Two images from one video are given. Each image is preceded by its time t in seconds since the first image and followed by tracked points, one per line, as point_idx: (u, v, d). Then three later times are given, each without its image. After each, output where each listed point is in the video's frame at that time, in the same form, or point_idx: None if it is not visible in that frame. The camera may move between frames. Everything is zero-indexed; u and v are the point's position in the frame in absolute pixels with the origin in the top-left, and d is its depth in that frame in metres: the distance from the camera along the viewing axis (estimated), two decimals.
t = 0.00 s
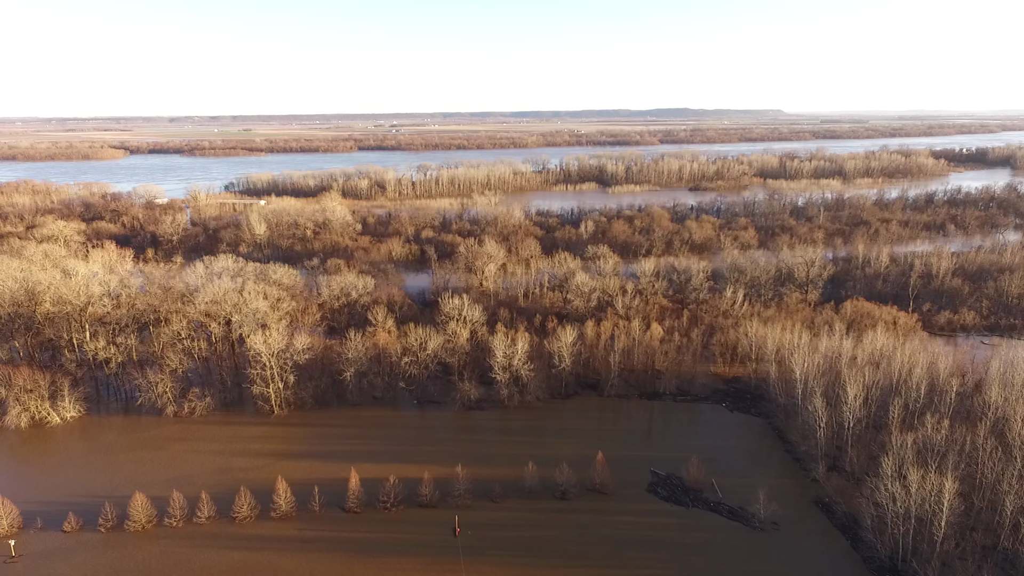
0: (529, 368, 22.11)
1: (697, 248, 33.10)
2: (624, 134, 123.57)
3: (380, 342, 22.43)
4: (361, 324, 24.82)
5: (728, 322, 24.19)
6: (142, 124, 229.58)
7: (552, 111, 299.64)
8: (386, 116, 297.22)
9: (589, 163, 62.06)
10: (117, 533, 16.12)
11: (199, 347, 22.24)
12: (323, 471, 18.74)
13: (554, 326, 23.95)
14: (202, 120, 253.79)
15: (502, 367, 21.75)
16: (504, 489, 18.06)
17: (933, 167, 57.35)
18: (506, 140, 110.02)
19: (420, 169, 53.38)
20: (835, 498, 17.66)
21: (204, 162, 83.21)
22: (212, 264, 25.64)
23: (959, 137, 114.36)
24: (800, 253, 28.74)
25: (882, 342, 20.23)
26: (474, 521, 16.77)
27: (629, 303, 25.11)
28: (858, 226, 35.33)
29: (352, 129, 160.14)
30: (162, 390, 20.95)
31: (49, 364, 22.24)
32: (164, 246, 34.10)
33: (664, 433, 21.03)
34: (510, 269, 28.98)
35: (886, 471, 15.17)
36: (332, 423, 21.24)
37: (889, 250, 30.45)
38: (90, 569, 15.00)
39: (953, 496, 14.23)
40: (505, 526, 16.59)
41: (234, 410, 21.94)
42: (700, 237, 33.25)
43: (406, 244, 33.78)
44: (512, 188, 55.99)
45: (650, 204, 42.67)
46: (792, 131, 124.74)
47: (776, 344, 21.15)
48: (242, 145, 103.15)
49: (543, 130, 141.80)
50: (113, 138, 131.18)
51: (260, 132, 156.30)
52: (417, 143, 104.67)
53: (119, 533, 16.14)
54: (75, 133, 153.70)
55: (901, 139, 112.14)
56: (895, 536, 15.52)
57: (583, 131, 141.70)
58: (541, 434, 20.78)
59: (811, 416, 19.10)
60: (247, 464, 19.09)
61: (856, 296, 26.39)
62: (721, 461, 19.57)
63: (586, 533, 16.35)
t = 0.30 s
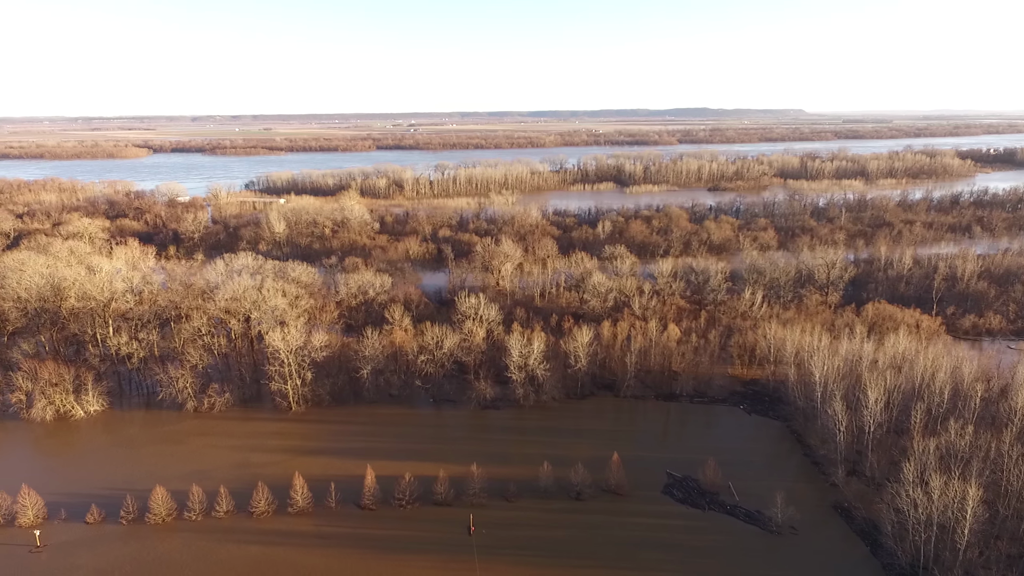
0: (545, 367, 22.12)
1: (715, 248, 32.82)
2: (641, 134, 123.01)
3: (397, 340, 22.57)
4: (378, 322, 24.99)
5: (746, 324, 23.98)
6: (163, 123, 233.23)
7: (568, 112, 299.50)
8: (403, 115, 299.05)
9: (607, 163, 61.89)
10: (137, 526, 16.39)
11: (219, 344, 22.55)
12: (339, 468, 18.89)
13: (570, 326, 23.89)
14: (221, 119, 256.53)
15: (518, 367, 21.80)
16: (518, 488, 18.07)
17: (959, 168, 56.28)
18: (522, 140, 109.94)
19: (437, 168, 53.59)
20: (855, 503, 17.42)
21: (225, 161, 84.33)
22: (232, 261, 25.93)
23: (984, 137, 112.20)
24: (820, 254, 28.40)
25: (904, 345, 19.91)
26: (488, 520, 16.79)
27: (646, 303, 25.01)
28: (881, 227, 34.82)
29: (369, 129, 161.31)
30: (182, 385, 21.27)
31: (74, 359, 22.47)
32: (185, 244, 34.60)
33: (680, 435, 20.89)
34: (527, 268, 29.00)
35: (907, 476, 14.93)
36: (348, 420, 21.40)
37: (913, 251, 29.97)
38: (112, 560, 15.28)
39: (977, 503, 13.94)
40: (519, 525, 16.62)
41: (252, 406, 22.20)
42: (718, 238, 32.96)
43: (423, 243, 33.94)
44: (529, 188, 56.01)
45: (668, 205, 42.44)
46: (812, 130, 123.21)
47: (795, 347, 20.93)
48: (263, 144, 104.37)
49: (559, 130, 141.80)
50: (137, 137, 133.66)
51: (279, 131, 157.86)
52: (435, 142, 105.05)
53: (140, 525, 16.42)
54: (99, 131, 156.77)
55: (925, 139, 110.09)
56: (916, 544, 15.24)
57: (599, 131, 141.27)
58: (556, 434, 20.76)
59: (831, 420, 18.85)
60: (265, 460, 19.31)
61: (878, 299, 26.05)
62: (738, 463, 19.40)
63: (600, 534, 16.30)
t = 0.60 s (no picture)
0: (562, 368, 22.10)
1: (736, 249, 32.50)
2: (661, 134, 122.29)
3: (415, 339, 22.70)
4: (396, 320, 25.16)
5: (767, 326, 23.73)
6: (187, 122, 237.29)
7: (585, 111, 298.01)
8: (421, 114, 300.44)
9: (627, 163, 61.66)
10: (160, 518, 16.67)
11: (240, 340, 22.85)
12: (357, 465, 19.04)
13: (587, 327, 23.83)
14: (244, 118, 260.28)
15: (535, 367, 21.81)
16: (534, 488, 18.06)
17: (989, 169, 55.07)
18: (541, 140, 109.85)
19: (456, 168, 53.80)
20: (877, 509, 17.13)
21: (247, 160, 85.51)
22: (254, 259, 26.27)
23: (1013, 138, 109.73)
24: (844, 256, 28.01)
25: (929, 350, 19.54)
26: (504, 520, 16.81)
27: (665, 304, 24.87)
28: (906, 229, 34.26)
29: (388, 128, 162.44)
30: (204, 381, 21.60)
31: (99, 353, 22.88)
32: (208, 241, 35.10)
33: (698, 438, 20.74)
34: (545, 268, 29.01)
35: (931, 483, 14.65)
36: (366, 418, 21.55)
37: (939, 254, 29.43)
38: (135, 551, 15.56)
39: (1005, 512, 13.63)
40: (535, 525, 16.61)
41: (272, 402, 22.47)
42: (739, 239, 32.62)
43: (442, 242, 34.09)
44: (548, 188, 56.00)
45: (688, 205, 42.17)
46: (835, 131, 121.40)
47: (816, 350, 20.67)
48: (284, 143, 105.58)
49: (579, 130, 141.75)
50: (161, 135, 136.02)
51: (301, 131, 160.41)
52: (454, 142, 105.46)
53: (162, 517, 16.70)
54: (124, 130, 159.75)
55: (951, 140, 107.75)
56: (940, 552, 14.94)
57: (618, 130, 140.89)
58: (573, 434, 20.71)
59: (853, 425, 18.57)
60: (284, 455, 19.53)
61: (902, 302, 25.68)
62: (757, 467, 19.19)
63: (616, 536, 16.23)
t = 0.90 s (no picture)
0: (581, 368, 22.05)
1: (758, 251, 32.16)
2: (682, 133, 121.40)
3: (434, 337, 22.80)
4: (416, 319, 25.31)
5: (789, 328, 23.45)
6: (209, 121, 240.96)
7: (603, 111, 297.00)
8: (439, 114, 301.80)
9: (648, 163, 61.33)
10: (182, 511, 16.96)
11: (262, 337, 23.16)
12: (376, 462, 19.18)
13: (606, 327, 23.74)
14: (265, 118, 263.29)
15: (553, 367, 21.80)
16: (551, 488, 18.04)
17: (1021, 170, 53.69)
18: (563, 139, 109.12)
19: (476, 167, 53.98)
20: (901, 517, 16.81)
21: (270, 159, 86.56)
22: (276, 257, 26.60)
23: None
24: (869, 258, 27.55)
25: (957, 355, 19.13)
26: (521, 519, 16.82)
27: (685, 305, 24.69)
28: (935, 231, 33.59)
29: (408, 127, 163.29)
30: (226, 376, 21.93)
31: (126, 348, 23.35)
32: (232, 239, 35.64)
33: (718, 440, 20.55)
34: (565, 268, 28.98)
35: (959, 491, 14.33)
36: (384, 415, 21.70)
37: (969, 257, 28.78)
38: (158, 543, 15.85)
39: None
40: (552, 525, 16.60)
41: (292, 398, 22.73)
42: (762, 240, 32.26)
43: (462, 241, 34.21)
44: (567, 187, 55.90)
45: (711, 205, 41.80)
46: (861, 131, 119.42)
47: (839, 353, 20.36)
48: (306, 142, 106.54)
49: (598, 131, 141.03)
50: (187, 134, 138.70)
51: (321, 130, 162.01)
52: (474, 141, 105.76)
53: (185, 510, 17.00)
54: (149, 129, 162.92)
55: (982, 141, 105.18)
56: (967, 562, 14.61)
57: (637, 130, 139.90)
58: (591, 435, 20.66)
59: (877, 430, 18.25)
60: (304, 451, 19.75)
61: (930, 306, 25.22)
62: (777, 471, 18.97)
63: (633, 538, 16.15)
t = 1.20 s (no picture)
0: (599, 368, 22.00)
1: (780, 252, 31.80)
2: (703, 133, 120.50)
3: (452, 336, 22.90)
4: (434, 318, 25.45)
5: (811, 331, 23.17)
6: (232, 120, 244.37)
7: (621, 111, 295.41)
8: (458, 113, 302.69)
9: (669, 163, 61.02)
10: (204, 504, 17.24)
11: (283, 333, 23.46)
12: (393, 459, 19.31)
13: (625, 328, 23.64)
14: (288, 117, 266.74)
15: (571, 367, 21.77)
16: (568, 488, 18.01)
17: None
18: (583, 139, 108.88)
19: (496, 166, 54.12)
20: (925, 524, 16.49)
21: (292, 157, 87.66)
22: (297, 254, 26.93)
23: None
24: (895, 261, 27.07)
25: (985, 360, 18.71)
26: (538, 519, 16.82)
27: (705, 307, 24.50)
28: (964, 233, 32.89)
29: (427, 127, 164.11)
30: (248, 372, 22.25)
31: (150, 343, 23.77)
32: (254, 236, 36.16)
33: (738, 443, 20.35)
34: (584, 268, 28.94)
35: (986, 500, 14.00)
36: (402, 413, 21.85)
37: (1000, 260, 28.13)
38: (181, 534, 16.13)
39: None
40: (568, 525, 16.57)
41: (312, 394, 23.00)
42: (784, 241, 31.88)
43: (481, 240, 34.31)
44: (587, 187, 55.78)
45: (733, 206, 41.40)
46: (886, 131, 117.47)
47: (863, 357, 20.05)
48: (328, 141, 107.62)
49: (617, 130, 140.48)
50: (211, 133, 141.01)
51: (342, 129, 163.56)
52: (494, 141, 106.03)
53: (207, 503, 17.27)
54: (174, 128, 165.76)
55: (1014, 141, 102.63)
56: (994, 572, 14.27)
57: (657, 130, 139.05)
58: (608, 436, 20.59)
59: (901, 436, 17.92)
60: (323, 447, 19.95)
61: (957, 310, 24.72)
62: (798, 476, 18.72)
63: (650, 540, 16.06)
